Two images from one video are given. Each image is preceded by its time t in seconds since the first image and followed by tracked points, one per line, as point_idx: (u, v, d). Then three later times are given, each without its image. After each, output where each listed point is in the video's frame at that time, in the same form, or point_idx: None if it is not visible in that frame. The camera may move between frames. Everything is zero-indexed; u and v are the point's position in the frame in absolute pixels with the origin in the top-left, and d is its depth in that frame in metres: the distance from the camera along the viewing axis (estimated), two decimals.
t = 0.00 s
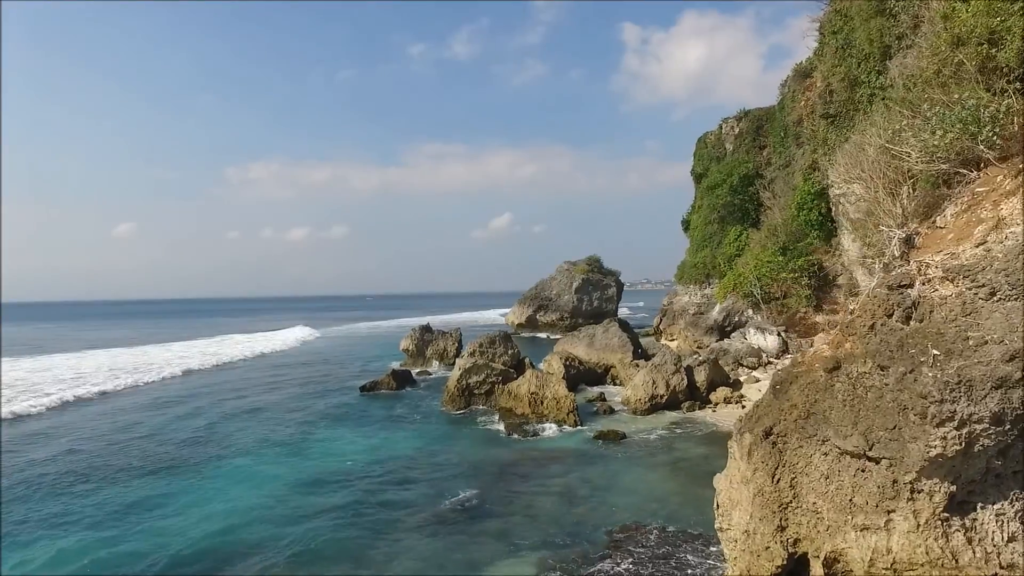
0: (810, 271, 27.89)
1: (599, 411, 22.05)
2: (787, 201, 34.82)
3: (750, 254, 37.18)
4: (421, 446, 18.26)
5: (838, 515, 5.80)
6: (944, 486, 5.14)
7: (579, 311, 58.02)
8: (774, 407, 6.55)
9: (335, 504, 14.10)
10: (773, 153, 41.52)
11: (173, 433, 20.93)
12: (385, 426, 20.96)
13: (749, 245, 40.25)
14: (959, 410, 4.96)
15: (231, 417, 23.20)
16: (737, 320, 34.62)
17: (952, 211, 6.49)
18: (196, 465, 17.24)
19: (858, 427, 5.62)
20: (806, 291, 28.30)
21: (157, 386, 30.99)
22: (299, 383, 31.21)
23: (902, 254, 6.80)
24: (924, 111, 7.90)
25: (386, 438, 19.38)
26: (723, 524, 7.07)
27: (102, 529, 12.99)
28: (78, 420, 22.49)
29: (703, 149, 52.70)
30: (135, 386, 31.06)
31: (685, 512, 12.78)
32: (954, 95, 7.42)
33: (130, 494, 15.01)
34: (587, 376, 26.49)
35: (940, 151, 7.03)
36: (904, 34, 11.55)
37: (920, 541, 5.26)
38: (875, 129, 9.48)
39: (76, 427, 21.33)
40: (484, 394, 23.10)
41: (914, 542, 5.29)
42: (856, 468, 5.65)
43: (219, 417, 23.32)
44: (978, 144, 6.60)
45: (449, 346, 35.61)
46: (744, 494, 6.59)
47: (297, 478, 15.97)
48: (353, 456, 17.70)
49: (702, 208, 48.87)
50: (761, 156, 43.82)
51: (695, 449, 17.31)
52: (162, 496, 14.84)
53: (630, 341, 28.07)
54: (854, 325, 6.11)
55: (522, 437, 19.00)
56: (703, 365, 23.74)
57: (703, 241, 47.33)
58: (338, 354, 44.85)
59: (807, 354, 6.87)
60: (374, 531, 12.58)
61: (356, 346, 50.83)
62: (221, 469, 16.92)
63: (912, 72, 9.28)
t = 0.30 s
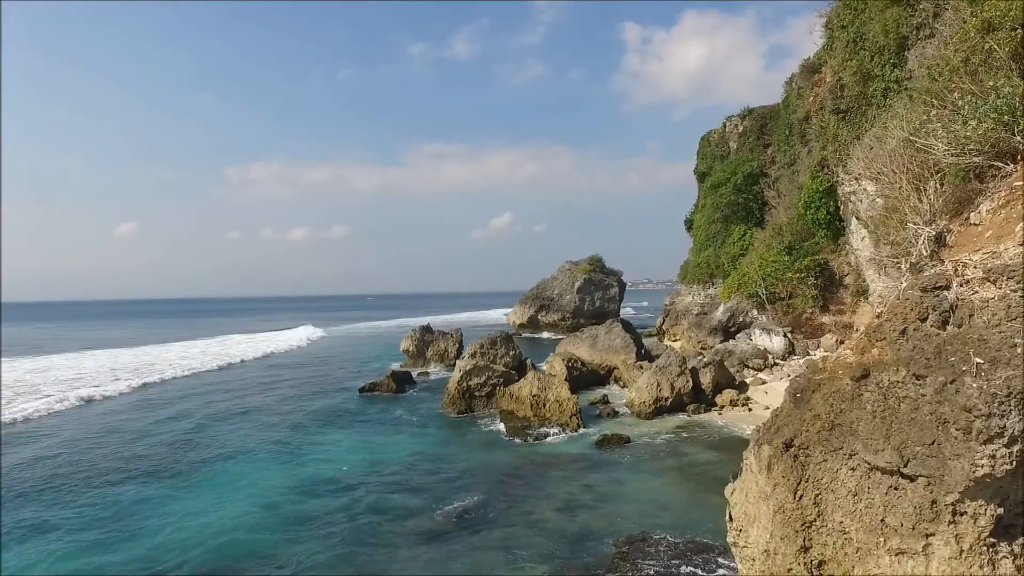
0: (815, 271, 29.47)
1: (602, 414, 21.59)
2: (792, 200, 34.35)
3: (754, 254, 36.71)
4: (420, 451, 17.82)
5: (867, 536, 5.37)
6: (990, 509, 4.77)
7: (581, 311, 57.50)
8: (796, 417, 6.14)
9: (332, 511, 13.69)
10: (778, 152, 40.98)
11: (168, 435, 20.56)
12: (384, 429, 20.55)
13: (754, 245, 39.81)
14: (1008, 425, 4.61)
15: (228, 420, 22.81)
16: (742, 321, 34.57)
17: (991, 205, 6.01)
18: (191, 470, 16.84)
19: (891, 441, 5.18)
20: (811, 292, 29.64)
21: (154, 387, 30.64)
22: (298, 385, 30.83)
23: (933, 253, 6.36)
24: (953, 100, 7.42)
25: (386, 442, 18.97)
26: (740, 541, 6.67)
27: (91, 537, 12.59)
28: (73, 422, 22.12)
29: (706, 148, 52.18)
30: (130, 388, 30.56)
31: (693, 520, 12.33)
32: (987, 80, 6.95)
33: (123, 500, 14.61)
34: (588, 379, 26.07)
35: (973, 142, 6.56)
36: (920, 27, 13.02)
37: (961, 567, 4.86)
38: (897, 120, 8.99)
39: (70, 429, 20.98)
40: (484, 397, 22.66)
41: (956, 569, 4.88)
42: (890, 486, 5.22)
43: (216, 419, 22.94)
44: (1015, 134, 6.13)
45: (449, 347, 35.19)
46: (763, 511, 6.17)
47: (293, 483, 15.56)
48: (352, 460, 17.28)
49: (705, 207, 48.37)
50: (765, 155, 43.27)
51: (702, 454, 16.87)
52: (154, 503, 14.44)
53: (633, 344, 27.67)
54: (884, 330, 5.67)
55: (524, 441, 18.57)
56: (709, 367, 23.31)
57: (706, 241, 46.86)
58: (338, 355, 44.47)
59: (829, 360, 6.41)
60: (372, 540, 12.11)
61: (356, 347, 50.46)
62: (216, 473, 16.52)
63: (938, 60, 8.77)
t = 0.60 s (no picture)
0: (825, 271, 29.02)
1: (608, 417, 21.07)
2: (801, 198, 33.80)
3: (762, 253, 36.18)
4: (422, 456, 17.36)
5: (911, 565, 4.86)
6: None
7: (585, 311, 56.98)
8: (824, 430, 5.70)
9: (330, 520, 13.29)
10: (785, 150, 40.38)
11: (168, 438, 20.26)
12: (385, 432, 20.15)
13: (761, 244, 39.25)
14: None
15: (228, 422, 22.48)
16: (749, 321, 33.98)
17: None
18: (188, 476, 16.49)
19: (937, 460, 4.72)
20: (820, 292, 29.11)
21: (154, 388, 30.31)
22: (300, 386, 30.52)
23: (977, 251, 5.84)
24: (993, 87, 6.92)
25: (387, 447, 18.56)
26: (765, 562, 6.23)
27: (84, 547, 12.24)
28: (72, 424, 21.88)
29: (712, 147, 51.59)
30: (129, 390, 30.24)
31: (703, 531, 11.84)
32: None
33: (119, 508, 14.30)
34: (593, 381, 25.57)
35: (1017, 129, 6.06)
36: (947, 14, 12.86)
37: None
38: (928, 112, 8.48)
39: (69, 431, 20.73)
40: (487, 400, 22.17)
41: None
42: (937, 510, 4.73)
43: (216, 422, 22.62)
44: None
45: (453, 348, 34.76)
46: (790, 532, 5.74)
47: (292, 489, 15.19)
48: (352, 466, 16.89)
49: (711, 206, 47.81)
50: (772, 153, 42.67)
51: (711, 460, 16.38)
52: (150, 511, 14.10)
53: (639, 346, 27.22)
54: (924, 336, 5.20)
55: (528, 446, 18.10)
56: (717, 369, 22.78)
57: (712, 240, 46.30)
58: (341, 355, 44.19)
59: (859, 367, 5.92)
60: (371, 552, 11.66)
61: (359, 347, 50.18)
62: (214, 479, 16.16)
63: (971, 47, 8.37)
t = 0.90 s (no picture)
0: (835, 271, 28.42)
1: (614, 421, 20.54)
2: (809, 197, 33.20)
3: (769, 253, 35.62)
4: (423, 462, 16.86)
5: None
6: None
7: (588, 311, 56.48)
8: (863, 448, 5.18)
9: (328, 530, 12.80)
10: (793, 148, 39.75)
11: (164, 442, 19.82)
12: (386, 437, 19.66)
13: (768, 244, 38.65)
14: None
15: (225, 425, 22.03)
16: (756, 322, 33.32)
17: None
18: (183, 482, 16.04)
19: (997, 485, 4.31)
20: (830, 292, 28.49)
21: (153, 390, 29.90)
22: (300, 388, 30.08)
23: None
24: None
25: (387, 452, 18.08)
26: None
27: (73, 559, 11.79)
28: (67, 427, 21.46)
29: (718, 145, 51.01)
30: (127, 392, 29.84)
31: (716, 543, 11.33)
32: None
33: (111, 516, 13.84)
34: (599, 383, 25.07)
35: None
36: None
37: None
38: (966, 99, 7.91)
39: (64, 435, 20.31)
40: (490, 402, 21.67)
41: None
42: (998, 540, 4.33)
43: (214, 425, 22.18)
44: None
45: (455, 349, 34.32)
46: (822, 559, 5.23)
47: (289, 496, 14.71)
48: (351, 471, 16.42)
49: (716, 206, 47.22)
50: (779, 152, 42.03)
51: (721, 466, 15.84)
52: (143, 520, 13.64)
53: (645, 347, 26.69)
54: (975, 343, 4.74)
55: (532, 452, 17.59)
56: (726, 372, 22.22)
57: (717, 240, 45.72)
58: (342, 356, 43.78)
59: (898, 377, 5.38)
60: (369, 565, 11.18)
61: (360, 348, 49.76)
62: (209, 486, 15.70)
63: (1010, 30, 7.90)
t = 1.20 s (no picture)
0: (844, 271, 27.77)
1: (619, 426, 19.99)
2: (817, 196, 32.52)
3: (776, 252, 34.98)
4: (422, 469, 16.36)
5: None
6: None
7: (592, 312, 55.93)
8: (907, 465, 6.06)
9: (326, 540, 12.33)
10: (800, 146, 39.03)
11: (158, 446, 19.39)
12: (385, 441, 19.17)
13: (775, 244, 38.00)
14: None
15: (223, 429, 21.59)
16: (763, 323, 32.60)
17: None
18: (178, 488, 15.60)
19: None
20: (840, 292, 27.81)
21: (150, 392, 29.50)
22: (299, 390, 29.62)
23: None
24: None
25: (387, 457, 17.60)
26: None
27: (56, 571, 11.33)
28: (62, 430, 21.05)
29: (724, 144, 50.36)
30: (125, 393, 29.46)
31: (728, 558, 10.80)
32: None
33: (103, 524, 13.41)
34: (603, 386, 24.52)
35: None
36: None
37: None
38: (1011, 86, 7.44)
39: (56, 438, 19.90)
40: (491, 406, 21.15)
41: None
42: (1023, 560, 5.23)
43: (211, 428, 21.75)
44: None
45: (456, 350, 33.81)
46: None
47: (286, 504, 14.24)
48: (350, 478, 15.94)
49: (722, 205, 46.60)
50: (786, 150, 41.31)
51: (732, 473, 15.28)
52: (135, 529, 13.19)
53: (651, 349, 26.10)
54: (1011, 384, 5.71)
55: (536, 458, 17.04)
56: (734, 375, 21.61)
57: (723, 240, 45.06)
58: (342, 357, 43.28)
59: (945, 392, 6.22)
60: None
61: (361, 349, 49.29)
62: (203, 492, 15.24)
63: None
